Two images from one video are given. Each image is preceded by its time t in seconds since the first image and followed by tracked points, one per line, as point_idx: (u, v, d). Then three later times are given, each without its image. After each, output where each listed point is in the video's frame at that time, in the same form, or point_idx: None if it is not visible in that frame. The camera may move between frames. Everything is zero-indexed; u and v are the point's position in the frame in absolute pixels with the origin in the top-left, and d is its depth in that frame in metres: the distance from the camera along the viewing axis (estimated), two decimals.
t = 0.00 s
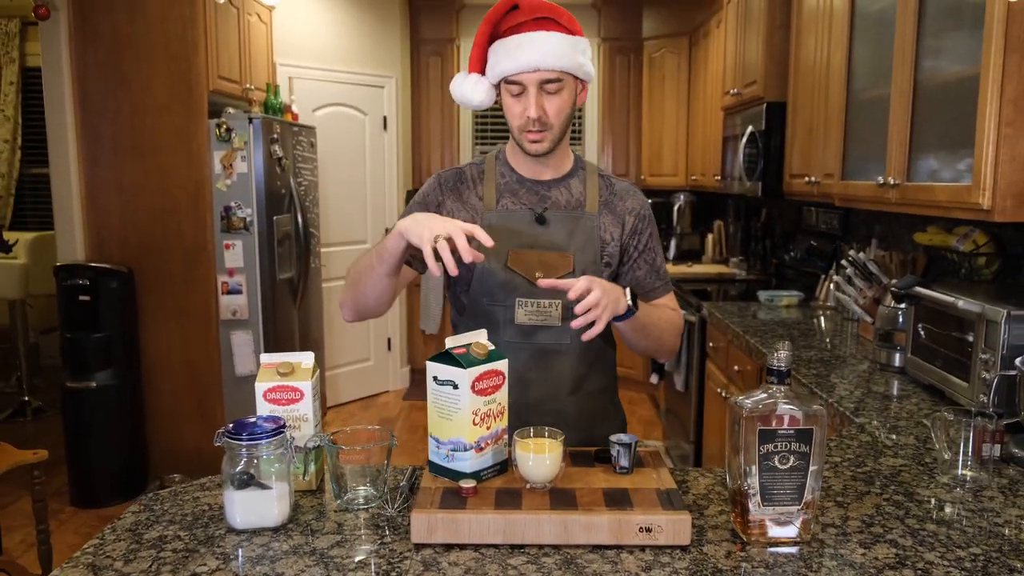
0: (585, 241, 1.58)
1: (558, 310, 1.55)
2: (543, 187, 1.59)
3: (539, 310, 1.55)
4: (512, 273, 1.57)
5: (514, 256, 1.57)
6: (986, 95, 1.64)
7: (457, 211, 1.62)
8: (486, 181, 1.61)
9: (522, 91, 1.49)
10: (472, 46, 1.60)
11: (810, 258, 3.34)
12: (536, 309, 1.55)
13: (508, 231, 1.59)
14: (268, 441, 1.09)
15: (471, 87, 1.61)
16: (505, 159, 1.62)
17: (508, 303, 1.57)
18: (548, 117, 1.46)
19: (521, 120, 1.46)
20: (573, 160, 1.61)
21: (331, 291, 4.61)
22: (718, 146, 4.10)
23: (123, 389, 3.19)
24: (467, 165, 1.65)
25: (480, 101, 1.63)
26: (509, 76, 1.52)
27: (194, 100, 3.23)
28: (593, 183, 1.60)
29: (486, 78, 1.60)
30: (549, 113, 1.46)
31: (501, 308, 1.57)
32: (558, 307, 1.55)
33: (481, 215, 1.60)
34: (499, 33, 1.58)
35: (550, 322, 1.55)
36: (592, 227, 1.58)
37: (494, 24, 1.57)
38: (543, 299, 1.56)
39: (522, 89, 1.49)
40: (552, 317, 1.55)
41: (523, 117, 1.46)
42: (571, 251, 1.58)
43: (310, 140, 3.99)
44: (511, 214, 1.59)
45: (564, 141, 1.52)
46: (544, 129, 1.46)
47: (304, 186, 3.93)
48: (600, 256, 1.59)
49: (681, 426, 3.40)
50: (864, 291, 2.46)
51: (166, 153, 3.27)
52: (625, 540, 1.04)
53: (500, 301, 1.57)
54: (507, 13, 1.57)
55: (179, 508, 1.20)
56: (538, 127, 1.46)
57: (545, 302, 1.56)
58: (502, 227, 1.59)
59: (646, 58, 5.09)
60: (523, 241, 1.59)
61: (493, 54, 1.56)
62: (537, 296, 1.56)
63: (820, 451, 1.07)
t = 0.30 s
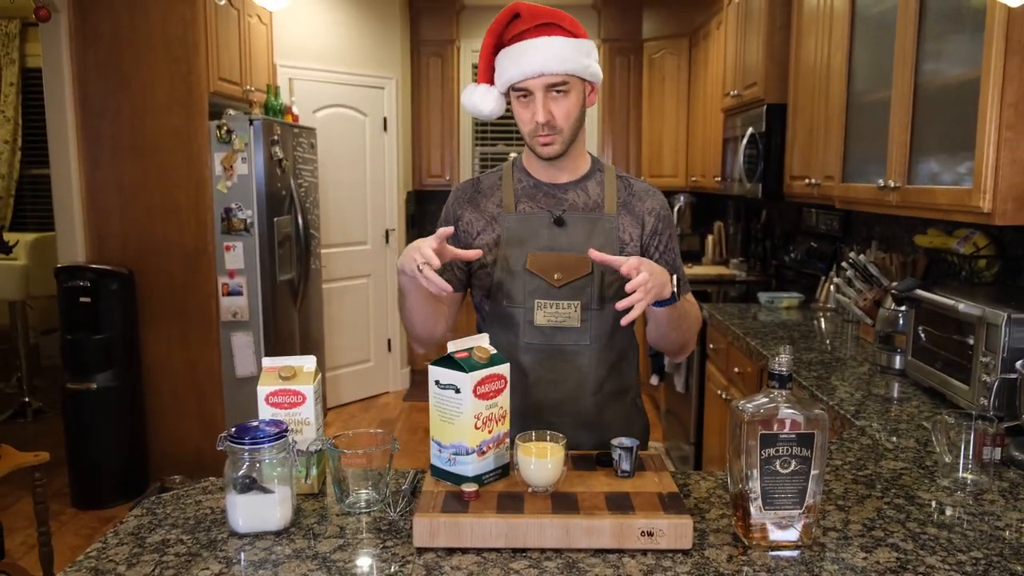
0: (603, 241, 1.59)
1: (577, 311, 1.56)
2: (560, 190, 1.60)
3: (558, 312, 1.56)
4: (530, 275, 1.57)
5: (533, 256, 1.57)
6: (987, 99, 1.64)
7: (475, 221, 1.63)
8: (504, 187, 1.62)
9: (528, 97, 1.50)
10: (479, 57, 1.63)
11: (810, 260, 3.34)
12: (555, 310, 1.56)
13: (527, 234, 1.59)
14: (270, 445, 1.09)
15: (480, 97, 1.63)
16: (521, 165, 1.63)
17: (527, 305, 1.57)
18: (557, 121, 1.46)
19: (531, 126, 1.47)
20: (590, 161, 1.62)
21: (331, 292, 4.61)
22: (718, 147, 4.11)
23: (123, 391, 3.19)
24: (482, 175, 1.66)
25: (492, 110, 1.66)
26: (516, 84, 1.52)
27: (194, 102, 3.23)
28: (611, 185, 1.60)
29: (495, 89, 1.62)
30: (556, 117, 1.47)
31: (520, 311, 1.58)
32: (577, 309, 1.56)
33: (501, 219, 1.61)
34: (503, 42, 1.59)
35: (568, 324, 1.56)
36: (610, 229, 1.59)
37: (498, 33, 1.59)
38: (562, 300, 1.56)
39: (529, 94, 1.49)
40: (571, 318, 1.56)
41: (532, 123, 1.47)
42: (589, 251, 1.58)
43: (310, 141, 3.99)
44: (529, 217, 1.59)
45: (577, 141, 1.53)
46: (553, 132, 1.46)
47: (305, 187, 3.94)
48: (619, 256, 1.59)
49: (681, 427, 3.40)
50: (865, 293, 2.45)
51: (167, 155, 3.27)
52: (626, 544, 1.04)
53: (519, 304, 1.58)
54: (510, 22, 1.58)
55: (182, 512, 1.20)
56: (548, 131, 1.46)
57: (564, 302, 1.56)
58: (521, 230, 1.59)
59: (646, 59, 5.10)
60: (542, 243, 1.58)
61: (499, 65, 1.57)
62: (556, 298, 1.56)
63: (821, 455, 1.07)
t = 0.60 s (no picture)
0: (608, 242, 1.58)
1: (581, 310, 1.56)
2: (565, 191, 1.60)
3: (562, 311, 1.56)
4: (535, 275, 1.57)
5: (537, 256, 1.57)
6: (987, 100, 1.64)
7: (482, 225, 1.64)
8: (510, 189, 1.63)
9: (535, 92, 1.51)
10: (486, 58, 1.64)
11: (810, 260, 3.34)
12: (558, 309, 1.56)
13: (532, 235, 1.59)
14: (269, 446, 1.08)
15: (486, 93, 1.63)
16: (528, 168, 1.64)
17: (531, 304, 1.57)
18: (564, 115, 1.47)
19: (538, 120, 1.47)
20: (596, 162, 1.62)
21: (331, 292, 4.61)
22: (717, 147, 4.10)
23: (123, 391, 3.19)
24: (490, 180, 1.67)
25: (499, 111, 1.66)
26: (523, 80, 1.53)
27: (194, 103, 3.23)
28: (616, 186, 1.60)
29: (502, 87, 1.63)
30: (562, 111, 1.47)
31: (524, 310, 1.57)
32: (581, 307, 1.56)
33: (507, 221, 1.61)
34: (510, 42, 1.61)
35: (572, 322, 1.56)
36: (615, 229, 1.58)
37: (504, 33, 1.60)
38: (566, 299, 1.56)
39: (535, 90, 1.51)
40: (575, 317, 1.56)
41: (540, 116, 1.47)
42: (594, 252, 1.57)
43: (310, 141, 3.98)
44: (535, 218, 1.59)
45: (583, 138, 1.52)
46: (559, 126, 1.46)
47: (304, 187, 3.94)
48: (625, 257, 1.59)
49: (681, 427, 3.40)
50: (865, 294, 2.45)
51: (167, 155, 3.27)
52: (626, 545, 1.04)
53: (524, 303, 1.57)
54: (516, 22, 1.59)
55: (181, 513, 1.20)
56: (556, 124, 1.46)
57: (567, 301, 1.56)
58: (527, 230, 1.59)
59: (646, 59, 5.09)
60: (547, 243, 1.58)
61: (507, 62, 1.59)
62: (561, 296, 1.56)
63: (822, 456, 1.07)
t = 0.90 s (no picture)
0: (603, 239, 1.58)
1: (576, 308, 1.55)
2: (561, 185, 1.60)
3: (557, 308, 1.55)
4: (530, 273, 1.57)
5: (533, 254, 1.57)
6: (986, 101, 1.64)
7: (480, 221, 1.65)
8: (507, 185, 1.64)
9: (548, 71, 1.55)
10: (495, 42, 1.63)
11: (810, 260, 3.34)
12: (554, 306, 1.55)
13: (528, 232, 1.59)
14: (269, 447, 1.09)
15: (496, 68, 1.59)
16: (525, 164, 1.65)
17: (526, 302, 1.56)
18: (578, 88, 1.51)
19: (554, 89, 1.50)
20: (592, 159, 1.62)
21: (331, 292, 4.61)
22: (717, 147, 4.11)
23: (122, 392, 3.19)
24: (488, 178, 1.68)
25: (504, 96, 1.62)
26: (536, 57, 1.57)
27: (194, 103, 3.23)
28: (611, 182, 1.61)
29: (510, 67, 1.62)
30: (575, 83, 1.51)
31: (519, 308, 1.57)
32: (576, 305, 1.55)
33: (503, 218, 1.62)
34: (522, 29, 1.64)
35: (568, 320, 1.55)
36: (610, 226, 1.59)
37: (516, 21, 1.63)
38: (562, 296, 1.56)
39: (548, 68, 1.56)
40: (570, 315, 1.55)
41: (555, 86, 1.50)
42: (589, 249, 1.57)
43: (310, 141, 3.98)
44: (531, 214, 1.59)
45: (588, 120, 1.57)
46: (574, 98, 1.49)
47: (304, 187, 3.94)
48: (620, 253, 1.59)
49: (680, 427, 3.40)
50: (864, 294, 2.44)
51: (167, 155, 3.27)
52: (625, 547, 1.04)
53: (519, 300, 1.57)
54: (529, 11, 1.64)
55: (180, 514, 1.20)
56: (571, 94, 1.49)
57: (563, 298, 1.56)
58: (522, 228, 1.59)
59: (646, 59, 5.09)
60: (542, 240, 1.58)
61: (519, 43, 1.61)
62: (556, 294, 1.56)
63: (820, 457, 1.07)
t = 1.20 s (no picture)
0: (581, 242, 1.57)
1: (553, 309, 1.55)
2: (541, 188, 1.60)
3: (534, 309, 1.55)
4: (508, 274, 1.56)
5: (511, 256, 1.57)
6: (985, 102, 1.64)
7: (458, 222, 1.62)
8: (488, 188, 1.63)
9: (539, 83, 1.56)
10: (484, 47, 1.62)
11: (809, 260, 3.34)
12: (530, 308, 1.55)
13: (506, 233, 1.58)
14: (267, 449, 1.09)
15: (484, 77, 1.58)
16: (507, 167, 1.64)
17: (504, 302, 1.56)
18: (569, 104, 1.52)
19: (545, 105, 1.51)
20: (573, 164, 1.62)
21: (330, 292, 4.61)
22: (716, 147, 4.11)
23: (121, 392, 3.19)
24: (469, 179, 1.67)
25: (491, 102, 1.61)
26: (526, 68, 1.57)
27: (193, 103, 3.23)
28: (591, 186, 1.60)
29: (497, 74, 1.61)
30: (567, 100, 1.53)
31: (497, 309, 1.57)
32: (553, 306, 1.55)
33: (483, 220, 1.61)
34: (511, 35, 1.63)
35: (545, 321, 1.55)
36: (589, 229, 1.58)
37: (506, 26, 1.62)
38: (539, 298, 1.55)
39: (540, 80, 1.56)
40: (547, 316, 1.55)
41: (547, 101, 1.51)
42: (567, 251, 1.56)
43: (309, 141, 3.98)
44: (510, 216, 1.59)
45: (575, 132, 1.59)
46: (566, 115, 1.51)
47: (304, 188, 3.94)
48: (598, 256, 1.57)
49: (680, 428, 3.40)
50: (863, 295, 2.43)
51: (167, 156, 3.27)
52: (623, 549, 1.04)
53: (496, 301, 1.57)
54: (517, 17, 1.63)
55: (177, 516, 1.20)
56: (562, 110, 1.51)
57: (540, 300, 1.55)
58: (501, 230, 1.58)
59: (645, 59, 5.09)
60: (520, 242, 1.58)
61: (507, 50, 1.60)
62: (534, 295, 1.55)
63: (818, 460, 1.07)
